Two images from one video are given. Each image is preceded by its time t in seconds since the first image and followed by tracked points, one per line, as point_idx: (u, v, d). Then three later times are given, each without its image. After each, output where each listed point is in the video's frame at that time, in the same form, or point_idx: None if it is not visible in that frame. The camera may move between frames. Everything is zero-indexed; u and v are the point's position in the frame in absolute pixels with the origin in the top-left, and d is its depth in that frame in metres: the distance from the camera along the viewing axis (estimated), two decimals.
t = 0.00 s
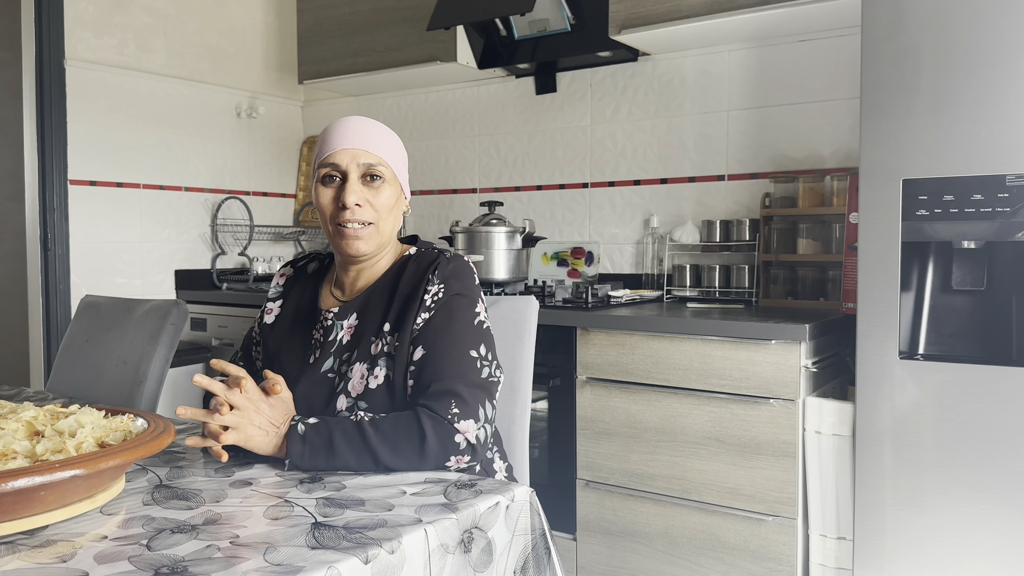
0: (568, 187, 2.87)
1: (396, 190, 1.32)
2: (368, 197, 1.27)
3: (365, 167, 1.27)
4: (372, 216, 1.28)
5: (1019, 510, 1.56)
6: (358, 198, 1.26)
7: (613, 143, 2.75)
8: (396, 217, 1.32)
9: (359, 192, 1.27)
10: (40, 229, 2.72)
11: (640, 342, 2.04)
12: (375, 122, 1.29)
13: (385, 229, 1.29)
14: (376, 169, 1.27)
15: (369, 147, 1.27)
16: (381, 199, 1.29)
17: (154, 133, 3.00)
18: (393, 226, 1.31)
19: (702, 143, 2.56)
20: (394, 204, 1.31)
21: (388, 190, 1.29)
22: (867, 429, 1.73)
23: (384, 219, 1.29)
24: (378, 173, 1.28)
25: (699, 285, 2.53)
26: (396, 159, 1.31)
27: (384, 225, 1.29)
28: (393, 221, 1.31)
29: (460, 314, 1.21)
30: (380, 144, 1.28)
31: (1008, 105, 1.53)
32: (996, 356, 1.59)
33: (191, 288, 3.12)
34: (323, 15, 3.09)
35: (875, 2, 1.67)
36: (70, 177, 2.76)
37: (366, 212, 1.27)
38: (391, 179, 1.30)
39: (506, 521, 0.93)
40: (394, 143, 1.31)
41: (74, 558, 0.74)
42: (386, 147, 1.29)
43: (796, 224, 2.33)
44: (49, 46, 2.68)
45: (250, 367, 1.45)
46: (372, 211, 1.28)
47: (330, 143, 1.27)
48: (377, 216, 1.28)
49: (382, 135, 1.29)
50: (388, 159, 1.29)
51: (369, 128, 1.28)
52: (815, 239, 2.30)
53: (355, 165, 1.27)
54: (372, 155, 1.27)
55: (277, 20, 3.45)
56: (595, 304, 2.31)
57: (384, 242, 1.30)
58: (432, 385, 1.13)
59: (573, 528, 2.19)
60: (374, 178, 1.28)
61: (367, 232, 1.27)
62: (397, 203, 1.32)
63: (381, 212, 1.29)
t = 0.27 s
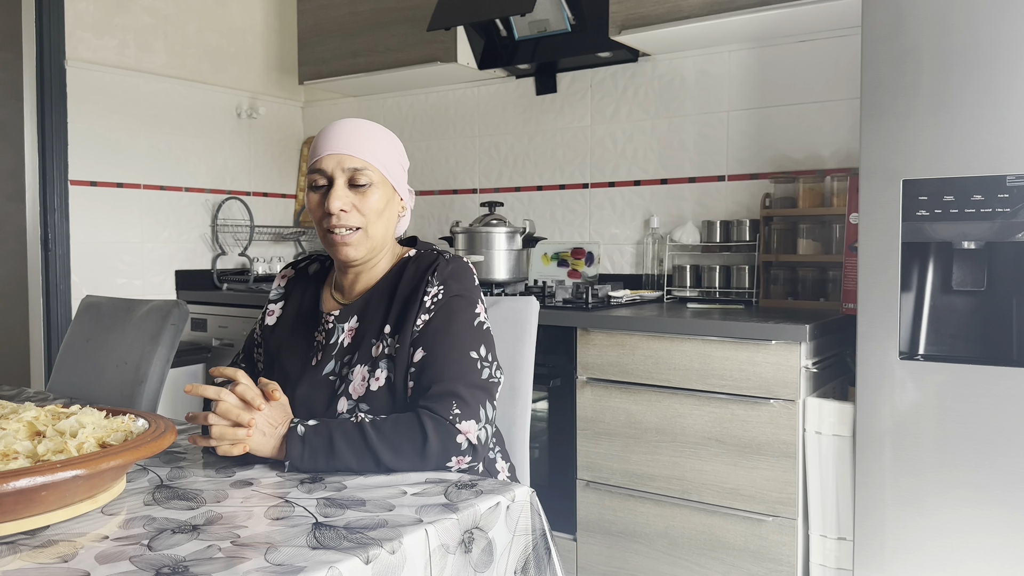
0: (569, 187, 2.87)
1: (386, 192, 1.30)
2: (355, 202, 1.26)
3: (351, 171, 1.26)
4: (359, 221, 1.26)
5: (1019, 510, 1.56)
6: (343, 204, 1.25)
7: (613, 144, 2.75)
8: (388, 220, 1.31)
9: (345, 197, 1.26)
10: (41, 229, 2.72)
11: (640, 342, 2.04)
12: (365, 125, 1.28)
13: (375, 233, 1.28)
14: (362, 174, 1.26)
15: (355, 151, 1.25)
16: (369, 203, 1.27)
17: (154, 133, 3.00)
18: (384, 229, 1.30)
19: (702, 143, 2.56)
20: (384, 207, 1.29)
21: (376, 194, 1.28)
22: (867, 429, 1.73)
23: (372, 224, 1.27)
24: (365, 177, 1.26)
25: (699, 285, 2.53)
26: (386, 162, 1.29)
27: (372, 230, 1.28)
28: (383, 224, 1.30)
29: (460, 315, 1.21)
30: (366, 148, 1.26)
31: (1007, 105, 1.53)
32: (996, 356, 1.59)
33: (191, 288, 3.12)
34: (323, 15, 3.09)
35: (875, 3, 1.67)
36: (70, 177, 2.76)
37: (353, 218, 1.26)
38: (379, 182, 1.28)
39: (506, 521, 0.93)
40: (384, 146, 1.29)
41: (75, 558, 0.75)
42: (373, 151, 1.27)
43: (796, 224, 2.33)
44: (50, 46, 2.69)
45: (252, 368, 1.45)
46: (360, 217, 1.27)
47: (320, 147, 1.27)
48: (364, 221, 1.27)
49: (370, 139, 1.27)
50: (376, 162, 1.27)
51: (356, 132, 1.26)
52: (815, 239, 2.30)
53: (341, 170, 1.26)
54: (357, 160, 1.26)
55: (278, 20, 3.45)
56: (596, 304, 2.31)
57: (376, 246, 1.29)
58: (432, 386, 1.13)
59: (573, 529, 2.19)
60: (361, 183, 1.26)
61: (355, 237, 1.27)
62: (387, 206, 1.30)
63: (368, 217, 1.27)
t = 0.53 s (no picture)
0: (569, 187, 2.86)
1: (361, 198, 1.25)
2: (323, 208, 1.24)
3: (321, 177, 1.23)
4: (327, 228, 1.24)
5: (1020, 510, 1.56)
6: (312, 211, 1.24)
7: (614, 143, 2.75)
8: (365, 227, 1.26)
9: (314, 203, 1.24)
10: (41, 229, 2.72)
11: (640, 342, 2.04)
12: (345, 128, 1.24)
13: (347, 241, 1.24)
14: (330, 180, 1.23)
15: (327, 157, 1.22)
16: (339, 210, 1.23)
17: (154, 133, 3.00)
18: (357, 236, 1.25)
19: (702, 142, 2.56)
20: (358, 214, 1.25)
21: (347, 201, 1.24)
22: (868, 429, 1.73)
23: (339, 231, 1.24)
24: (333, 184, 1.23)
25: (699, 285, 2.53)
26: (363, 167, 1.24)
27: (340, 237, 1.24)
28: (358, 232, 1.25)
29: (464, 315, 1.21)
30: (339, 154, 1.22)
31: (1008, 105, 1.53)
32: (996, 355, 1.59)
33: (191, 288, 3.12)
34: (324, 15, 3.09)
35: (876, 3, 1.67)
36: (70, 177, 2.76)
37: (321, 224, 1.24)
38: (349, 188, 1.24)
39: (508, 521, 0.93)
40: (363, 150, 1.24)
41: (76, 558, 0.74)
42: (348, 156, 1.23)
43: (797, 224, 2.33)
44: (50, 45, 2.68)
45: (254, 368, 1.45)
46: (328, 224, 1.24)
47: (302, 150, 1.27)
48: (331, 228, 1.24)
49: (346, 143, 1.23)
50: (349, 168, 1.23)
51: (333, 136, 1.23)
52: (815, 239, 2.30)
53: (314, 176, 1.24)
54: (325, 166, 1.22)
55: (278, 21, 3.45)
56: (596, 304, 2.31)
57: (349, 253, 1.26)
58: (433, 386, 1.13)
59: (574, 528, 2.19)
60: (331, 189, 1.23)
61: (324, 244, 1.25)
62: (362, 211, 1.25)
63: (336, 224, 1.23)
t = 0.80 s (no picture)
0: (568, 188, 2.86)
1: (351, 205, 1.25)
2: (314, 216, 1.24)
3: (310, 185, 1.23)
4: (318, 236, 1.25)
5: (1019, 511, 1.56)
6: (303, 219, 1.24)
7: (613, 144, 2.75)
8: (357, 233, 1.26)
9: (306, 211, 1.24)
10: (39, 230, 2.71)
11: (639, 343, 2.04)
12: (335, 135, 1.23)
13: (338, 249, 1.25)
14: (319, 189, 1.23)
15: (315, 166, 1.22)
16: (330, 218, 1.24)
17: (153, 134, 3.00)
18: (349, 243, 1.26)
19: (701, 143, 2.56)
20: (349, 221, 1.25)
21: (336, 209, 1.24)
22: (866, 430, 1.73)
23: (330, 239, 1.24)
24: (323, 193, 1.23)
25: (698, 286, 2.53)
26: (352, 174, 1.23)
27: (332, 245, 1.25)
28: (350, 239, 1.25)
29: (461, 316, 1.20)
30: (328, 162, 1.22)
31: (1006, 106, 1.53)
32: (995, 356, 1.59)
33: (190, 289, 3.12)
34: (322, 16, 3.09)
35: (875, 3, 1.67)
36: (69, 177, 2.76)
37: (313, 233, 1.25)
38: (339, 196, 1.24)
39: (505, 522, 0.93)
40: (353, 157, 1.23)
41: (72, 559, 0.74)
42: (337, 164, 1.22)
43: (796, 225, 2.33)
44: (49, 46, 2.68)
45: (252, 369, 1.45)
46: (320, 232, 1.25)
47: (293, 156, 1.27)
48: (323, 237, 1.24)
49: (335, 151, 1.22)
50: (339, 176, 1.22)
51: (322, 143, 1.23)
52: (814, 240, 2.30)
53: (304, 184, 1.24)
54: (314, 174, 1.22)
55: (277, 21, 3.45)
56: (595, 305, 2.31)
57: (342, 260, 1.27)
58: (430, 387, 1.13)
59: (573, 529, 2.19)
60: (320, 198, 1.24)
61: (317, 252, 1.26)
62: (353, 218, 1.25)
63: (328, 232, 1.24)
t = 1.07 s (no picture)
0: (567, 189, 2.87)
1: (357, 200, 1.25)
2: (319, 213, 1.24)
3: (315, 182, 1.23)
4: (324, 232, 1.24)
5: (1017, 512, 1.56)
6: (309, 216, 1.24)
7: (612, 146, 2.75)
8: (363, 228, 1.26)
9: (311, 208, 1.24)
10: (38, 231, 2.71)
11: (638, 344, 2.04)
12: (337, 133, 1.24)
13: (345, 244, 1.25)
14: (325, 185, 1.23)
15: (321, 163, 1.22)
16: (336, 213, 1.24)
17: (152, 135, 3.00)
18: (355, 238, 1.26)
19: (700, 145, 2.56)
20: (355, 216, 1.25)
21: (342, 204, 1.24)
22: (865, 431, 1.73)
23: (336, 234, 1.24)
24: (328, 188, 1.23)
25: (697, 287, 2.53)
26: (357, 170, 1.24)
27: (339, 240, 1.24)
28: (356, 234, 1.26)
29: (459, 317, 1.21)
30: (331, 159, 1.22)
31: (1004, 107, 1.53)
32: (992, 357, 1.59)
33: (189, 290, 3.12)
34: (322, 17, 3.09)
35: (874, 5, 1.68)
36: (67, 179, 2.76)
37: (319, 229, 1.24)
38: (345, 191, 1.24)
39: (504, 523, 0.93)
40: (356, 153, 1.24)
41: (72, 560, 0.74)
42: (341, 160, 1.23)
43: (795, 226, 2.33)
44: (48, 47, 2.68)
45: (252, 370, 1.45)
46: (326, 228, 1.24)
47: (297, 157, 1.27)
48: (329, 232, 1.24)
49: (338, 147, 1.23)
50: (344, 172, 1.23)
51: (325, 142, 1.23)
52: (813, 242, 2.30)
53: (308, 182, 1.24)
54: (320, 170, 1.22)
55: (276, 23, 3.45)
56: (594, 306, 2.31)
57: (348, 256, 1.26)
58: (429, 388, 1.13)
59: (572, 531, 2.19)
60: (326, 193, 1.23)
61: (323, 248, 1.25)
62: (358, 213, 1.25)
63: (334, 227, 1.24)
